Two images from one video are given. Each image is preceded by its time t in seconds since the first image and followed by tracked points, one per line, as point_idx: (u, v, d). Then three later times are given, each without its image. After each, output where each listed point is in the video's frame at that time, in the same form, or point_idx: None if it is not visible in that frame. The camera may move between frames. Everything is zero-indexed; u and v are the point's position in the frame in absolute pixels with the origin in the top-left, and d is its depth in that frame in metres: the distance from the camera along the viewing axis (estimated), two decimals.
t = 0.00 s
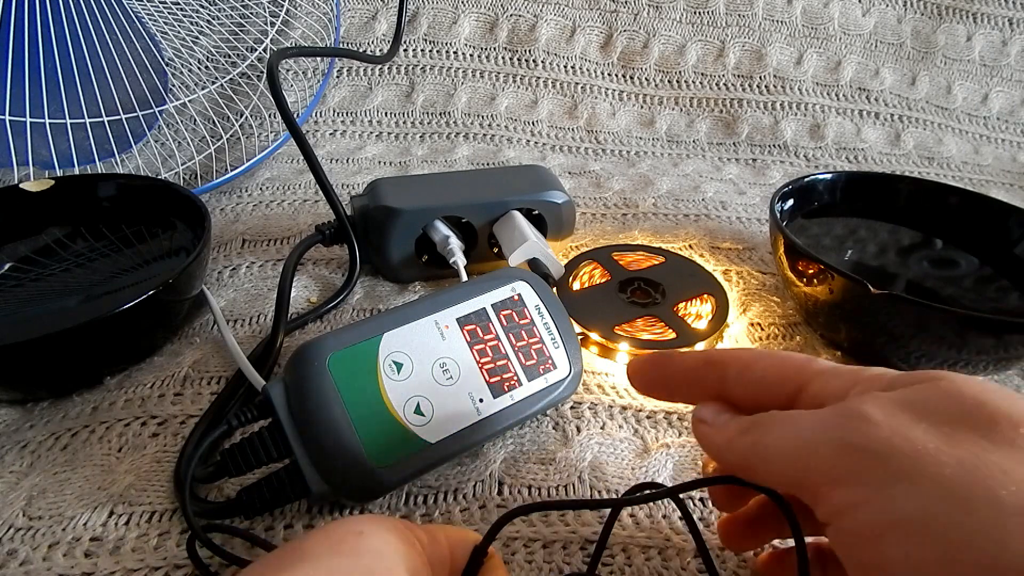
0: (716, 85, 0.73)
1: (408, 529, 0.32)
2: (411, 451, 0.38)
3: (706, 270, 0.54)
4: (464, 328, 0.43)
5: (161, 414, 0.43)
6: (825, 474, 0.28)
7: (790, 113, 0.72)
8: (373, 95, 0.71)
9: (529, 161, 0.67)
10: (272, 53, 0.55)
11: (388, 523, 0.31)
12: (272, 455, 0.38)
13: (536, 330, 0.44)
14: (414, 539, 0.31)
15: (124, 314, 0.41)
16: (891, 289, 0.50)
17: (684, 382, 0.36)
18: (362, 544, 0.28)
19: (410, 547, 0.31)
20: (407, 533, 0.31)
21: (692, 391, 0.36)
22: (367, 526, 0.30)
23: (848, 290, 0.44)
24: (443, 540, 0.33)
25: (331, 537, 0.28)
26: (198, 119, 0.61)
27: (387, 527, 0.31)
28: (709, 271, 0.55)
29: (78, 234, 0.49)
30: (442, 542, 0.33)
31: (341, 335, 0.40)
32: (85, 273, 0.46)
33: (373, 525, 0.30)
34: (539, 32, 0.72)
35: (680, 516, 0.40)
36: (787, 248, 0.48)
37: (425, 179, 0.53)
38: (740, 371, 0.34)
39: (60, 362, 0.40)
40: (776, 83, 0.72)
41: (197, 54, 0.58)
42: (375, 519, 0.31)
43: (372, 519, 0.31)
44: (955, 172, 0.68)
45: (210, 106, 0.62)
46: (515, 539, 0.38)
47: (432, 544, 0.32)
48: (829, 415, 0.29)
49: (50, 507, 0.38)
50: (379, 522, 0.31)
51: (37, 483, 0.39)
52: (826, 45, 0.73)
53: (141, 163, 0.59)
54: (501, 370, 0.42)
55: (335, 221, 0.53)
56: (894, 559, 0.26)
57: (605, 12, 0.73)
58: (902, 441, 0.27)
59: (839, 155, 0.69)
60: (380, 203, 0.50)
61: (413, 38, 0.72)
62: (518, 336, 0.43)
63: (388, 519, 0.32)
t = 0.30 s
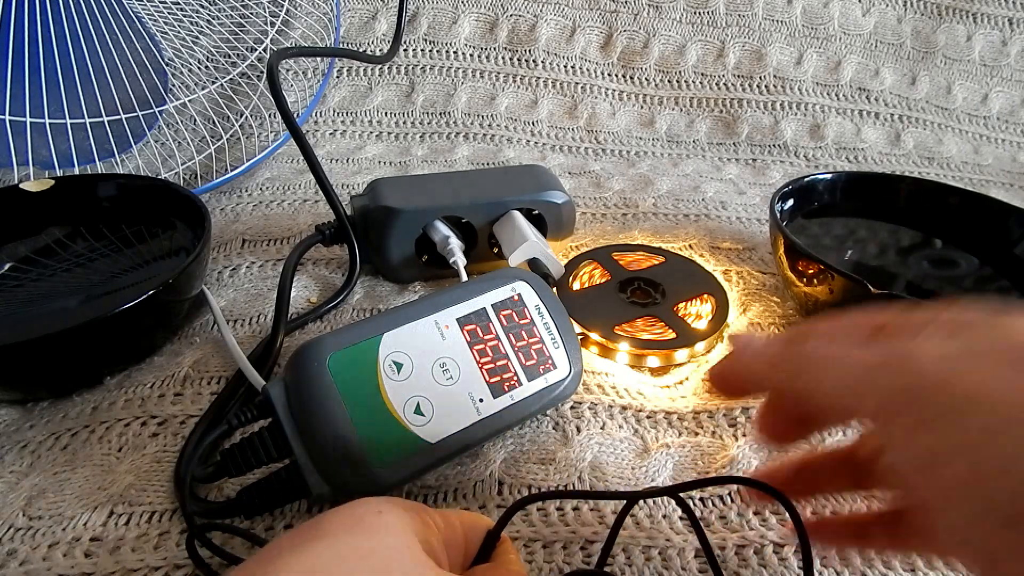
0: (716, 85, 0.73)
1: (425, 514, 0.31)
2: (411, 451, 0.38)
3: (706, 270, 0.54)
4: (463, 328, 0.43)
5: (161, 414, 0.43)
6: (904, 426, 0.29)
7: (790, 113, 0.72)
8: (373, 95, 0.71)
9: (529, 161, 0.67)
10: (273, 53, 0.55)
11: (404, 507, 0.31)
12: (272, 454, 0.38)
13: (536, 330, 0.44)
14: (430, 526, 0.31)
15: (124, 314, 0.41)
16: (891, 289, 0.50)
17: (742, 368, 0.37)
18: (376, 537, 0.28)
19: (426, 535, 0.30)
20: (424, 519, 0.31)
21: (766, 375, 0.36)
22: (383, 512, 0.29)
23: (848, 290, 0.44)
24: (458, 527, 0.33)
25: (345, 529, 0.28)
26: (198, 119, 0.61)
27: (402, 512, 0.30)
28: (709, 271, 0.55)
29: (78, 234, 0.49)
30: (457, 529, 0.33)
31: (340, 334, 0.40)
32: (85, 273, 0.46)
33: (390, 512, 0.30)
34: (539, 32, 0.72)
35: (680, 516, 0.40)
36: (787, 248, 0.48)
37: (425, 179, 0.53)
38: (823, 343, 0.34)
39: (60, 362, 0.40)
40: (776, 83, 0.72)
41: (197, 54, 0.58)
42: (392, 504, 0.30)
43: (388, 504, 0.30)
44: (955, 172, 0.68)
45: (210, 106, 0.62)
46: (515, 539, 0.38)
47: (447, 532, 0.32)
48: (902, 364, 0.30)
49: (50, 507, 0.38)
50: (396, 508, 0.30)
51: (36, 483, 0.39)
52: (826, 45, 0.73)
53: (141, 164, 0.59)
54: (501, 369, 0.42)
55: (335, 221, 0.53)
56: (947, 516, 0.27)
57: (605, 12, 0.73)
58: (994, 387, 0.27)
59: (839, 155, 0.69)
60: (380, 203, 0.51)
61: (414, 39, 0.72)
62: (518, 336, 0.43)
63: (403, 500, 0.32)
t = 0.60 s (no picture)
0: (716, 85, 0.73)
1: (421, 523, 0.31)
2: (410, 452, 0.38)
3: (706, 270, 0.54)
4: (463, 328, 0.43)
5: (161, 414, 0.43)
6: None
7: (790, 113, 0.72)
8: (373, 95, 0.71)
9: (528, 161, 0.67)
10: (273, 53, 0.55)
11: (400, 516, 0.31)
12: (272, 454, 0.37)
13: (536, 330, 0.44)
14: (425, 538, 0.31)
15: (124, 314, 0.41)
16: (891, 289, 0.50)
17: None
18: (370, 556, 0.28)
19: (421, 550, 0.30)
20: (419, 530, 0.31)
21: None
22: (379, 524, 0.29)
23: (849, 290, 0.44)
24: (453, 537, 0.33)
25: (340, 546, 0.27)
26: (198, 119, 0.61)
27: (399, 523, 0.30)
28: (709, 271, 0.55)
29: (78, 234, 0.49)
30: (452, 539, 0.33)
31: (340, 335, 0.40)
32: (85, 273, 0.46)
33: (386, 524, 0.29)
34: (540, 32, 0.72)
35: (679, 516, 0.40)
36: (787, 248, 0.48)
37: (425, 179, 0.53)
38: None
39: (60, 362, 0.40)
40: (776, 83, 0.72)
41: (197, 54, 0.58)
42: (390, 514, 0.30)
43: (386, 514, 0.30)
44: (955, 172, 0.68)
45: (210, 106, 0.62)
46: (515, 539, 0.38)
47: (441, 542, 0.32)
48: None
49: (50, 507, 0.38)
50: (394, 519, 0.30)
51: (37, 483, 0.39)
52: (826, 45, 0.73)
53: (141, 164, 0.59)
54: (501, 370, 0.42)
55: (335, 221, 0.53)
56: None
57: (605, 12, 0.73)
58: None
59: (839, 155, 0.69)
60: (380, 203, 0.50)
61: (414, 39, 0.72)
62: (518, 336, 0.43)
63: (398, 509, 0.31)
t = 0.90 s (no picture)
0: (716, 85, 0.73)
1: (426, 529, 0.31)
2: (411, 452, 0.38)
3: (706, 270, 0.54)
4: (463, 328, 0.43)
5: (161, 414, 0.43)
6: None
7: (790, 113, 0.72)
8: (373, 95, 0.71)
9: (528, 161, 0.67)
10: (273, 53, 0.55)
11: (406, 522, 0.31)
12: (272, 455, 0.37)
13: (536, 330, 0.44)
14: (431, 544, 0.31)
15: (124, 314, 0.41)
16: (890, 289, 0.50)
17: None
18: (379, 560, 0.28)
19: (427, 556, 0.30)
20: (426, 536, 0.31)
21: None
22: (386, 530, 0.29)
23: (849, 290, 0.44)
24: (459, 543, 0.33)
25: (348, 551, 0.27)
26: (198, 119, 0.61)
27: (406, 530, 0.30)
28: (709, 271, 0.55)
29: (78, 234, 0.49)
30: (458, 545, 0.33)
31: (341, 334, 0.40)
32: (85, 273, 0.46)
33: (394, 530, 0.29)
34: (540, 32, 0.72)
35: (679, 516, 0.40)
36: (787, 248, 0.48)
37: (425, 179, 0.53)
38: None
39: (60, 362, 0.40)
40: (776, 83, 0.72)
41: (197, 55, 0.58)
42: (395, 519, 0.30)
43: (392, 520, 0.30)
44: (955, 172, 0.68)
45: (210, 106, 0.62)
46: (515, 539, 0.38)
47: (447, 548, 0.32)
48: None
49: (50, 507, 0.38)
50: (400, 525, 0.30)
51: (37, 483, 0.39)
52: (826, 45, 0.73)
53: (141, 164, 0.59)
54: (501, 370, 0.42)
55: (335, 221, 0.53)
56: None
57: (605, 12, 0.73)
58: None
59: (839, 155, 0.69)
60: (380, 202, 0.50)
61: (414, 39, 0.72)
62: (518, 336, 0.43)
63: (403, 515, 0.32)
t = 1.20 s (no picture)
0: (716, 85, 0.73)
1: (430, 523, 0.31)
2: (411, 452, 0.38)
3: (706, 270, 0.54)
4: (463, 328, 0.43)
5: (161, 414, 0.43)
6: None
7: (790, 113, 0.72)
8: (373, 95, 0.71)
9: (528, 161, 0.67)
10: (273, 53, 0.55)
11: (410, 516, 0.31)
12: (271, 455, 0.37)
13: (536, 330, 0.44)
14: (435, 537, 0.31)
15: (124, 314, 0.41)
16: (890, 289, 0.50)
17: None
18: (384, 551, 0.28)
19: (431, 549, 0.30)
20: (430, 530, 0.31)
21: None
22: (391, 521, 0.29)
23: (848, 290, 0.44)
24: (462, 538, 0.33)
25: (353, 541, 0.27)
26: (198, 119, 0.61)
27: (410, 523, 0.30)
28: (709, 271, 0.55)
29: (78, 234, 0.49)
30: (461, 539, 0.33)
31: (341, 334, 0.40)
32: (85, 273, 0.46)
33: (398, 522, 0.30)
34: (540, 32, 0.72)
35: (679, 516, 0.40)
36: (787, 248, 0.48)
37: (425, 179, 0.53)
38: None
39: (61, 362, 0.40)
40: (776, 83, 0.72)
41: (197, 54, 0.58)
42: (399, 513, 0.30)
43: (396, 513, 0.30)
44: (955, 172, 0.68)
45: (210, 106, 0.62)
46: (516, 539, 0.38)
47: (451, 542, 0.32)
48: None
49: (50, 507, 0.38)
50: (404, 518, 0.30)
51: (37, 483, 0.39)
52: (826, 45, 0.73)
53: (141, 164, 0.59)
54: (501, 370, 0.42)
55: (335, 221, 0.53)
56: None
57: (605, 12, 0.73)
58: None
59: (839, 155, 0.69)
60: (380, 202, 0.50)
61: (414, 39, 0.72)
62: (518, 336, 0.43)
63: (406, 509, 0.32)
